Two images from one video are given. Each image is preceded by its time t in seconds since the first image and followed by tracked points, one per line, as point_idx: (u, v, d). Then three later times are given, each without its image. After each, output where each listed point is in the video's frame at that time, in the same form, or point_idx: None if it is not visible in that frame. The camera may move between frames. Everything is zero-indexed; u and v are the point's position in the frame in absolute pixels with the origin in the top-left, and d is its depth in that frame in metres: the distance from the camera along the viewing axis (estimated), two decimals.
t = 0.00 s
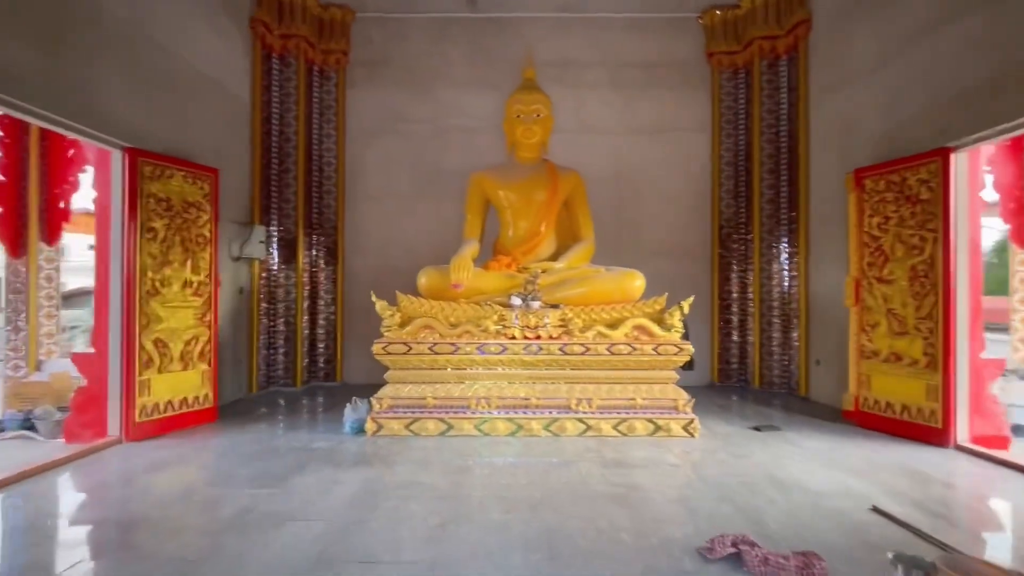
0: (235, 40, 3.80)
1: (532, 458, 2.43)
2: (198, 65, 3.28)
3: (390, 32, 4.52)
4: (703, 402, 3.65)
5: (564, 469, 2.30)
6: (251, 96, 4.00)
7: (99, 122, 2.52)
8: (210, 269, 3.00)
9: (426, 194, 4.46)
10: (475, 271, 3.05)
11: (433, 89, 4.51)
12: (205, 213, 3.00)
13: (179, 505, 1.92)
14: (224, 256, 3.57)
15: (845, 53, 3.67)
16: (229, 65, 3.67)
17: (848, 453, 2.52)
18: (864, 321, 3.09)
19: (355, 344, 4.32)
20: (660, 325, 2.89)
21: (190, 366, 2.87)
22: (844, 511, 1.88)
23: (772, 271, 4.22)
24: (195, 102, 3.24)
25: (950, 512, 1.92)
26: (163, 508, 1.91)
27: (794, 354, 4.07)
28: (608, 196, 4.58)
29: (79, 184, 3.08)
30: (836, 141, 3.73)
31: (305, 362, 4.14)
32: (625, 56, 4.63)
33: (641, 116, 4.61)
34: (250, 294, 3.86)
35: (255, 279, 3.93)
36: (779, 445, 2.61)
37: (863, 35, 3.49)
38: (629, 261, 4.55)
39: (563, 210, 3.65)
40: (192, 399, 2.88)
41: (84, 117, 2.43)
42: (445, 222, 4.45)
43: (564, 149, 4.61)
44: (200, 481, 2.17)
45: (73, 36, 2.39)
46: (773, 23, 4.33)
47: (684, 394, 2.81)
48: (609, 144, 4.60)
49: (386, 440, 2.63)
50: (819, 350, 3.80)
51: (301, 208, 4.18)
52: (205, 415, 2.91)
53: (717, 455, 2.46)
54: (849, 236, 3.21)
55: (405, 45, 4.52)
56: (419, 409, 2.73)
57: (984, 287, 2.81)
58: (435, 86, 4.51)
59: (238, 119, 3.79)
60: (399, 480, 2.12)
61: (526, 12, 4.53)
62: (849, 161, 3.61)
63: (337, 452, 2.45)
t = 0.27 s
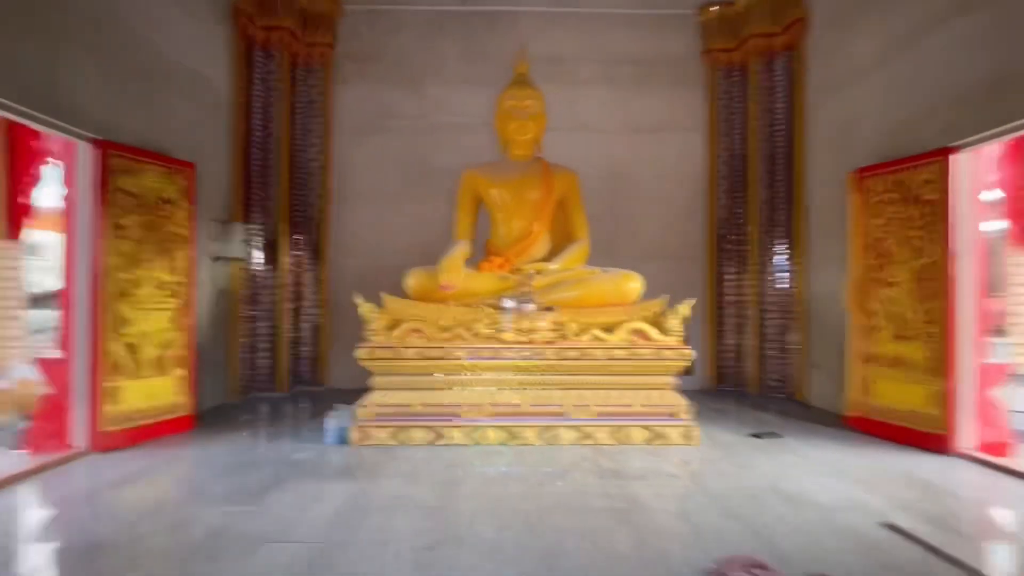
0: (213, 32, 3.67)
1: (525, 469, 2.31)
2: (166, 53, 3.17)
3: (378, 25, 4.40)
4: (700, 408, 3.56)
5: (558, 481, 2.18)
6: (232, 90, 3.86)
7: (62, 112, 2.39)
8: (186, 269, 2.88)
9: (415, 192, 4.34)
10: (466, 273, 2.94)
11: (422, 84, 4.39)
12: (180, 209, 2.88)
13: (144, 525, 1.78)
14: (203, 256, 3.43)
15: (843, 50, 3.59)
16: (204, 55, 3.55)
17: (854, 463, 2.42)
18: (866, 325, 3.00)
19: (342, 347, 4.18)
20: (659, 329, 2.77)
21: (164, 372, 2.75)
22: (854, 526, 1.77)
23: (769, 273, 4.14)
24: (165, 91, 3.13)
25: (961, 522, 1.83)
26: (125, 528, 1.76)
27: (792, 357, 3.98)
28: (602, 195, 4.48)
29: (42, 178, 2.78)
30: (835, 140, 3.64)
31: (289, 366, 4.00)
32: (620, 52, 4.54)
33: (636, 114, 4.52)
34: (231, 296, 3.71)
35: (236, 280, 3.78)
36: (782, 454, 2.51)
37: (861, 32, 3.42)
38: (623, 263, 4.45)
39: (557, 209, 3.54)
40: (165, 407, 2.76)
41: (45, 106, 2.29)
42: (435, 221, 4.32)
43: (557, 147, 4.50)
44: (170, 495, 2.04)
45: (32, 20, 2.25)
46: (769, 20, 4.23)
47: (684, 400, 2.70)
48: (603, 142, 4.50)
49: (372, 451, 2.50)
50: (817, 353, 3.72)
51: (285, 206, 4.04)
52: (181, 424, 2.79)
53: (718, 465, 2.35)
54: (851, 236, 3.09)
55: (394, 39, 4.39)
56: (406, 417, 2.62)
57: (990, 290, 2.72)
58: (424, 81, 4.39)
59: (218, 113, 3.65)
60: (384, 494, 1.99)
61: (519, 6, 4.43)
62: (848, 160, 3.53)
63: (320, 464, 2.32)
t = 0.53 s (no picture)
0: (209, 29, 3.57)
1: (530, 484, 2.20)
2: (160, 50, 3.08)
3: (377, 25, 4.34)
4: (709, 416, 3.45)
5: (566, 497, 2.08)
6: (228, 89, 3.76)
7: (46, 110, 2.28)
8: (178, 274, 2.78)
9: (415, 194, 4.25)
10: (469, 277, 2.84)
11: (422, 84, 4.32)
12: (172, 212, 2.78)
13: (127, 548, 1.67)
14: (197, 260, 3.32)
15: (856, 48, 3.49)
16: (198, 52, 3.46)
17: (875, 478, 2.31)
18: (884, 332, 2.89)
19: (340, 353, 4.08)
20: (668, 336, 2.67)
21: (155, 381, 2.63)
22: (884, 551, 1.66)
23: (779, 277, 4.03)
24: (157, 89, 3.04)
25: (995, 546, 1.72)
26: (107, 551, 1.65)
27: (802, 364, 3.87)
28: (606, 197, 4.37)
29: (31, 181, 2.70)
30: (848, 141, 3.54)
31: (285, 373, 3.88)
32: (624, 51, 4.44)
33: (642, 114, 4.42)
34: (226, 300, 3.61)
35: (231, 284, 3.67)
36: (798, 467, 2.41)
37: (875, 29, 3.32)
38: (629, 266, 4.34)
39: (562, 212, 3.43)
40: (155, 417, 2.64)
41: (28, 103, 2.19)
42: (435, 223, 4.23)
43: (560, 148, 4.40)
44: (157, 514, 1.93)
45: (13, 14, 2.15)
46: (780, 18, 4.14)
47: (694, 411, 2.59)
48: (608, 143, 4.40)
49: (370, 464, 2.39)
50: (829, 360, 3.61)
51: (282, 208, 3.93)
52: (173, 434, 2.68)
53: (733, 480, 2.24)
54: (867, 241, 3.00)
55: (394, 38, 4.34)
56: (406, 429, 2.50)
57: (1017, 296, 2.61)
58: (425, 81, 4.31)
59: (213, 112, 3.55)
60: (383, 514, 1.88)
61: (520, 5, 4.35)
62: (860, 161, 3.43)
63: (316, 479, 2.21)
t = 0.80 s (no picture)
0: (202, 25, 3.49)
1: (533, 496, 2.09)
2: (149, 46, 3.00)
3: (376, 23, 4.27)
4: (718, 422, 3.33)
5: (571, 511, 1.96)
6: (222, 87, 3.68)
7: (27, 105, 2.19)
8: (167, 276, 2.68)
9: (415, 194, 4.16)
10: (468, 280, 2.74)
11: (421, 83, 4.24)
12: (161, 212, 2.68)
13: (103, 567, 1.56)
14: (189, 262, 3.22)
15: (868, 43, 3.39)
16: (190, 49, 3.37)
17: (895, 490, 2.19)
18: (901, 335, 2.77)
19: (337, 357, 3.97)
20: (676, 340, 2.57)
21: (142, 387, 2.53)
22: (914, 573, 1.54)
23: (788, 279, 3.91)
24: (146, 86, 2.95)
25: None
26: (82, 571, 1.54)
27: (812, 368, 3.76)
28: (610, 198, 4.27)
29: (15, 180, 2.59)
30: (859, 138, 3.43)
31: (280, 378, 3.78)
32: (628, 48, 4.34)
33: (646, 112, 4.32)
34: (219, 304, 3.50)
35: (225, 287, 3.57)
36: (813, 478, 2.30)
37: (888, 23, 3.22)
38: (633, 268, 4.24)
39: (565, 212, 3.33)
40: (143, 425, 2.53)
41: (8, 98, 2.09)
42: (435, 224, 4.14)
43: (563, 147, 4.31)
44: (138, 529, 1.82)
45: None
46: (788, 13, 4.06)
47: (704, 418, 2.48)
48: (611, 142, 4.29)
49: (365, 475, 2.28)
50: (840, 365, 3.50)
51: (277, 208, 3.83)
52: (162, 443, 2.57)
53: (746, 493, 2.13)
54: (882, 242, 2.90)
55: (393, 36, 4.27)
56: (403, 438, 2.40)
57: None
58: (425, 80, 4.23)
59: (206, 110, 3.46)
60: (377, 531, 1.77)
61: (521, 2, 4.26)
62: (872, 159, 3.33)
63: (308, 492, 2.10)
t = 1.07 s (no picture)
0: (190, 23, 3.38)
1: (531, 514, 1.97)
2: (132, 42, 2.89)
3: (371, 22, 4.16)
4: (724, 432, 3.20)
5: (572, 531, 1.84)
6: (211, 87, 3.57)
7: None
8: (149, 281, 2.56)
9: (410, 197, 4.05)
10: (464, 285, 2.63)
11: (417, 83, 4.13)
12: (143, 215, 2.57)
13: None
14: (175, 267, 3.10)
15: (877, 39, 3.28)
16: (177, 47, 3.26)
17: (916, 507, 2.06)
18: (917, 342, 2.65)
19: (330, 365, 3.85)
20: (681, 347, 2.45)
21: (121, 399, 2.41)
22: None
23: (796, 283, 3.79)
24: (128, 84, 2.85)
25: None
26: None
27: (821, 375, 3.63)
28: (611, 200, 4.15)
29: None
30: (869, 137, 3.32)
31: (270, 387, 3.65)
32: (629, 47, 4.23)
33: (647, 112, 4.20)
34: (207, 310, 3.38)
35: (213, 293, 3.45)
36: (828, 494, 2.17)
37: (899, 17, 3.10)
38: (635, 272, 4.12)
39: (564, 214, 3.21)
40: (121, 438, 2.40)
41: None
42: (431, 227, 4.03)
43: (562, 148, 4.19)
44: (106, 552, 1.69)
45: None
46: (794, 10, 3.93)
47: (712, 430, 2.35)
48: (612, 143, 4.18)
49: (353, 491, 2.15)
50: (851, 372, 3.37)
51: (268, 211, 3.72)
52: (141, 456, 2.45)
53: (758, 511, 2.00)
54: (896, 243, 2.77)
55: (388, 35, 4.16)
56: (394, 451, 2.27)
57: None
58: (420, 80, 4.12)
59: (193, 110, 3.35)
60: (362, 554, 1.65)
61: None
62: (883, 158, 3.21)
63: (292, 510, 1.98)
